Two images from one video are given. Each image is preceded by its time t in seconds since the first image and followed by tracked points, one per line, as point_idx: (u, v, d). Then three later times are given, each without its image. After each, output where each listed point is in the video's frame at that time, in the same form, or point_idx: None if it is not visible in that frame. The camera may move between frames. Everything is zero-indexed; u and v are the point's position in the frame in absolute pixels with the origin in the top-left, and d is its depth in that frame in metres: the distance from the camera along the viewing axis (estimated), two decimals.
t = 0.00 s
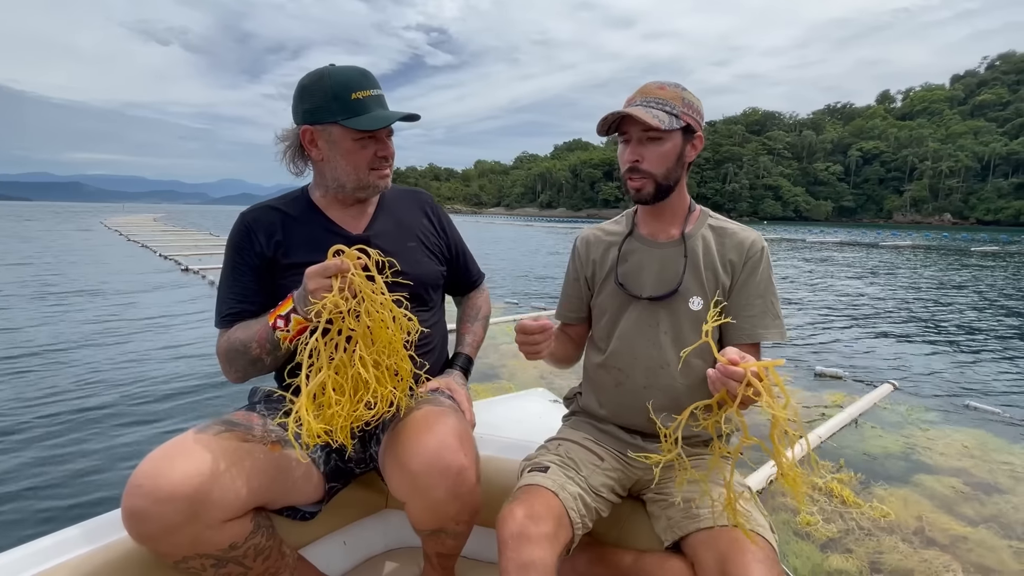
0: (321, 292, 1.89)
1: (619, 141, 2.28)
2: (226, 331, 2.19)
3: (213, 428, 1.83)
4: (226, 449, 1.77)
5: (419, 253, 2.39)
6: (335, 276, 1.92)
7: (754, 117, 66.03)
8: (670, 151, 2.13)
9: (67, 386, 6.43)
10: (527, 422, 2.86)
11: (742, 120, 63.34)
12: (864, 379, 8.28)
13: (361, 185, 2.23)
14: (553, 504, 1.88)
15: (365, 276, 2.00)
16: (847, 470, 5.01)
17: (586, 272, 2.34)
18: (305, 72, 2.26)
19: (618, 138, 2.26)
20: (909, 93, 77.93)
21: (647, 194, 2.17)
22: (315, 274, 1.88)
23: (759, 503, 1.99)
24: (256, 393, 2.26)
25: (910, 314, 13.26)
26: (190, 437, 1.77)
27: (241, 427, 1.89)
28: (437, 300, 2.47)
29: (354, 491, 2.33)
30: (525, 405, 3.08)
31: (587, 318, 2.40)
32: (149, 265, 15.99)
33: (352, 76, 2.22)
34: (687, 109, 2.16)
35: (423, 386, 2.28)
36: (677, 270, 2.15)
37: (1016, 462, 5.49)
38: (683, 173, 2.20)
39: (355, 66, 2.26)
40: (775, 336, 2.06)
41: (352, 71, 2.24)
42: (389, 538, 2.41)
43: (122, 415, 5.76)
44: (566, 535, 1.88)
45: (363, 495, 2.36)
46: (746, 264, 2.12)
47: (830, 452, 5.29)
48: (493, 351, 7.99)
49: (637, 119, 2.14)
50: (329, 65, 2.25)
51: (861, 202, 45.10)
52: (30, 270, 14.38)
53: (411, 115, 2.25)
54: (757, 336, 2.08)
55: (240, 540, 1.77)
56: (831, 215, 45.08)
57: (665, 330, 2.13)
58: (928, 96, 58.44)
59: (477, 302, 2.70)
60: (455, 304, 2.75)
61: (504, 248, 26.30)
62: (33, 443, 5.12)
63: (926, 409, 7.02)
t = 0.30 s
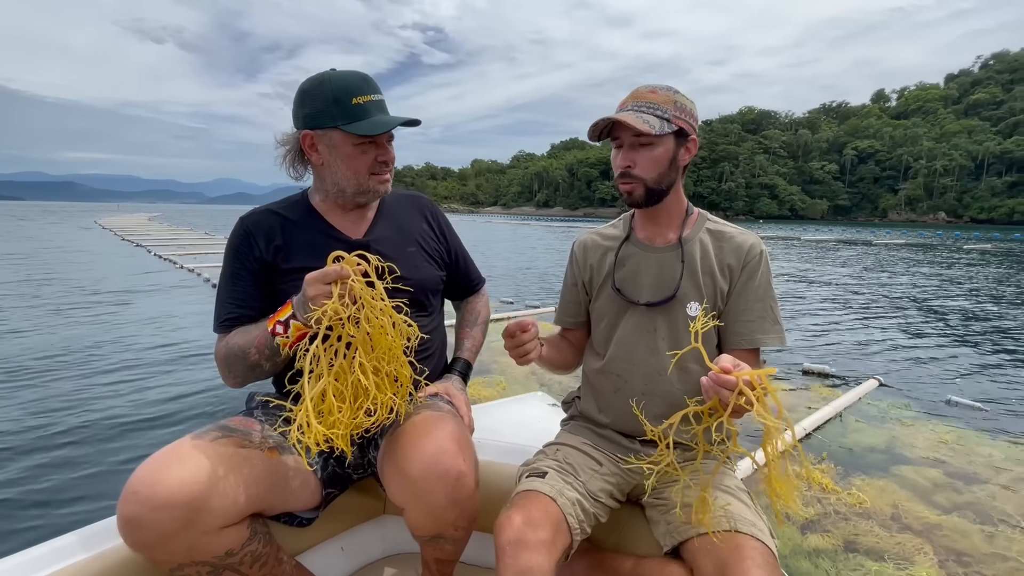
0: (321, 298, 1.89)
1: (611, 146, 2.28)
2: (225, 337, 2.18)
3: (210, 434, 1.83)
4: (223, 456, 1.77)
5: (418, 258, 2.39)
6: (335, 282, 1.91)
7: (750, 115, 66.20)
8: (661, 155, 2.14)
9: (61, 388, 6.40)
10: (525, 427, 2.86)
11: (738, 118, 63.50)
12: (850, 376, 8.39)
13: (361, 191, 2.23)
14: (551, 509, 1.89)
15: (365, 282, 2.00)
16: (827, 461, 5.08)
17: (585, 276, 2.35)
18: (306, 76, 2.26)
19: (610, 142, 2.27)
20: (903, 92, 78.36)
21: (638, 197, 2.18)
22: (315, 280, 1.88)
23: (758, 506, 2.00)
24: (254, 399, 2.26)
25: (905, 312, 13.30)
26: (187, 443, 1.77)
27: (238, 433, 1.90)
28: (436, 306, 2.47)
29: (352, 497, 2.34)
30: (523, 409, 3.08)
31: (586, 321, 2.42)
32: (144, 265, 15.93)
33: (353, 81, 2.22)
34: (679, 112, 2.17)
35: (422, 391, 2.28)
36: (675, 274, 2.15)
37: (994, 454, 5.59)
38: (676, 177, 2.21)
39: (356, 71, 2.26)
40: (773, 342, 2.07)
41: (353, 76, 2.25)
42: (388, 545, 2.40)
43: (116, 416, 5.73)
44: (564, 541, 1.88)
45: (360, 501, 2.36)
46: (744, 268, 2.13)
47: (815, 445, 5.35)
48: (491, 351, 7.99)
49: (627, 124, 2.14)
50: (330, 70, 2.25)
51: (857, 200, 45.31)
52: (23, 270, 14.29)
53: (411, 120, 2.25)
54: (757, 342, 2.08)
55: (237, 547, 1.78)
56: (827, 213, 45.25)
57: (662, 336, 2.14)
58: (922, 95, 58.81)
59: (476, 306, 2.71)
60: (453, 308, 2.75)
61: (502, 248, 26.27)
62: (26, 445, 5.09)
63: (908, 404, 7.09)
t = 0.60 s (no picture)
0: (320, 310, 1.88)
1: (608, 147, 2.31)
2: (222, 345, 2.17)
3: (202, 446, 1.81)
4: (214, 468, 1.77)
5: (417, 268, 2.38)
6: (334, 293, 1.90)
7: (746, 114, 66.39)
8: (655, 155, 2.15)
9: (54, 390, 6.36)
10: (522, 432, 2.85)
11: (734, 118, 63.67)
12: (836, 370, 8.46)
13: (361, 201, 2.23)
14: (547, 514, 1.89)
15: (365, 294, 1.99)
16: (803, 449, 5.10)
17: (585, 276, 2.36)
18: (306, 85, 2.26)
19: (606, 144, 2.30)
20: (898, 92, 78.77)
21: (632, 196, 2.20)
22: (315, 292, 1.87)
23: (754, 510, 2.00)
24: (250, 409, 2.25)
25: (898, 310, 13.37)
26: (179, 455, 1.77)
27: (231, 445, 1.88)
28: (434, 314, 2.47)
29: (348, 505, 2.32)
30: (520, 413, 3.08)
31: (585, 321, 2.42)
32: (139, 266, 15.84)
33: (353, 90, 2.22)
34: (672, 111, 2.17)
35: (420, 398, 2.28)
36: (675, 278, 2.15)
37: (966, 446, 5.70)
38: (673, 177, 2.20)
39: (357, 81, 2.26)
40: (774, 350, 2.07)
41: (355, 86, 2.24)
42: (385, 553, 2.39)
43: (110, 419, 5.69)
44: (560, 546, 1.88)
45: (357, 509, 2.35)
46: (747, 274, 2.12)
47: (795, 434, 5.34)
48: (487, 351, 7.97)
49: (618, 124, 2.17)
50: (331, 78, 2.25)
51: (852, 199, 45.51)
52: (16, 271, 14.18)
53: (412, 130, 2.24)
54: (757, 349, 2.07)
55: (230, 559, 1.79)
56: (823, 212, 45.43)
57: (661, 340, 2.14)
58: (917, 95, 59.16)
59: (474, 314, 2.70)
60: (451, 315, 2.74)
61: (499, 247, 26.24)
62: (17, 448, 5.05)
63: (887, 397, 7.17)
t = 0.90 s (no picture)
0: (318, 323, 1.87)
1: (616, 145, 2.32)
2: (218, 355, 2.16)
3: (195, 459, 1.83)
4: (207, 482, 1.76)
5: (415, 276, 2.38)
6: (333, 305, 1.89)
7: (742, 113, 66.54)
8: (661, 155, 2.16)
9: (49, 394, 6.33)
10: (521, 436, 2.84)
11: (731, 117, 63.82)
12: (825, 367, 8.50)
13: (359, 210, 2.22)
14: (546, 517, 1.88)
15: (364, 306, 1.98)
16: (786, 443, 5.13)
17: (587, 272, 2.36)
18: (304, 94, 2.26)
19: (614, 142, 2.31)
20: (893, 92, 79.09)
21: (637, 195, 2.20)
22: (313, 304, 1.86)
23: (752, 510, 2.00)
24: (245, 419, 2.24)
25: (893, 309, 13.40)
26: (171, 470, 1.77)
27: (224, 457, 1.89)
28: (431, 322, 2.46)
29: (346, 513, 2.29)
30: (519, 416, 3.09)
31: (586, 319, 2.42)
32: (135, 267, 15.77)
33: (352, 99, 2.22)
34: (682, 113, 2.16)
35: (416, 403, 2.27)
36: (676, 279, 2.15)
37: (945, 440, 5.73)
38: (679, 178, 2.19)
39: (356, 90, 2.26)
40: (773, 355, 2.07)
41: (353, 95, 2.25)
42: (385, 562, 2.33)
43: (105, 423, 5.67)
44: (560, 548, 1.88)
45: (355, 517, 2.31)
46: (750, 277, 2.12)
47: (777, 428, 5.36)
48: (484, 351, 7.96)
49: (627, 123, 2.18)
50: (330, 87, 2.25)
51: (848, 199, 45.66)
52: (11, 273, 14.10)
53: (411, 140, 2.24)
54: (756, 353, 2.08)
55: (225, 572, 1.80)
56: (819, 212, 45.57)
57: (660, 340, 2.14)
58: (913, 95, 59.45)
59: (471, 320, 2.70)
60: (447, 321, 2.74)
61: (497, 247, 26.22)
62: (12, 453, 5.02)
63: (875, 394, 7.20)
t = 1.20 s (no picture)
0: (314, 326, 1.86)
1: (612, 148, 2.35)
2: (215, 359, 2.15)
3: (195, 464, 1.82)
4: (207, 487, 1.76)
5: (412, 278, 2.37)
6: (329, 309, 1.88)
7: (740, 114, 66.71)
8: (649, 155, 2.17)
9: (46, 399, 6.30)
10: (522, 437, 2.84)
11: (728, 118, 63.99)
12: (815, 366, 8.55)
13: (355, 212, 2.21)
14: (549, 518, 1.88)
15: (359, 309, 1.97)
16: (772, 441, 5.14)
17: (590, 270, 2.37)
18: (299, 97, 2.25)
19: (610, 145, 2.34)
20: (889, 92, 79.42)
21: (630, 195, 2.23)
22: (309, 308, 1.85)
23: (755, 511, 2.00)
24: (245, 424, 2.24)
25: (889, 309, 13.43)
26: (170, 476, 1.75)
27: (224, 462, 1.88)
28: (430, 324, 2.45)
29: (348, 516, 2.28)
30: (521, 416, 3.09)
31: (587, 316, 2.43)
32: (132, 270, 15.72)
33: (347, 102, 2.21)
34: (668, 111, 2.16)
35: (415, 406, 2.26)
36: (675, 277, 2.15)
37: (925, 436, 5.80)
38: (673, 176, 2.19)
39: (352, 93, 2.25)
40: (775, 362, 2.04)
41: (349, 97, 2.23)
42: (389, 564, 2.32)
43: (104, 427, 5.66)
44: (564, 550, 1.88)
45: (358, 521, 2.31)
46: (750, 281, 2.09)
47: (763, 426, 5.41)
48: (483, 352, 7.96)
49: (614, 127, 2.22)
50: (324, 90, 2.24)
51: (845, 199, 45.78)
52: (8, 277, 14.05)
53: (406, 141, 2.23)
54: (757, 360, 2.05)
55: None
56: (817, 212, 45.70)
57: (658, 341, 2.14)
58: (909, 96, 59.72)
59: (470, 321, 2.69)
60: (447, 323, 2.74)
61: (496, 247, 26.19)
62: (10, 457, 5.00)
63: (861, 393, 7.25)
